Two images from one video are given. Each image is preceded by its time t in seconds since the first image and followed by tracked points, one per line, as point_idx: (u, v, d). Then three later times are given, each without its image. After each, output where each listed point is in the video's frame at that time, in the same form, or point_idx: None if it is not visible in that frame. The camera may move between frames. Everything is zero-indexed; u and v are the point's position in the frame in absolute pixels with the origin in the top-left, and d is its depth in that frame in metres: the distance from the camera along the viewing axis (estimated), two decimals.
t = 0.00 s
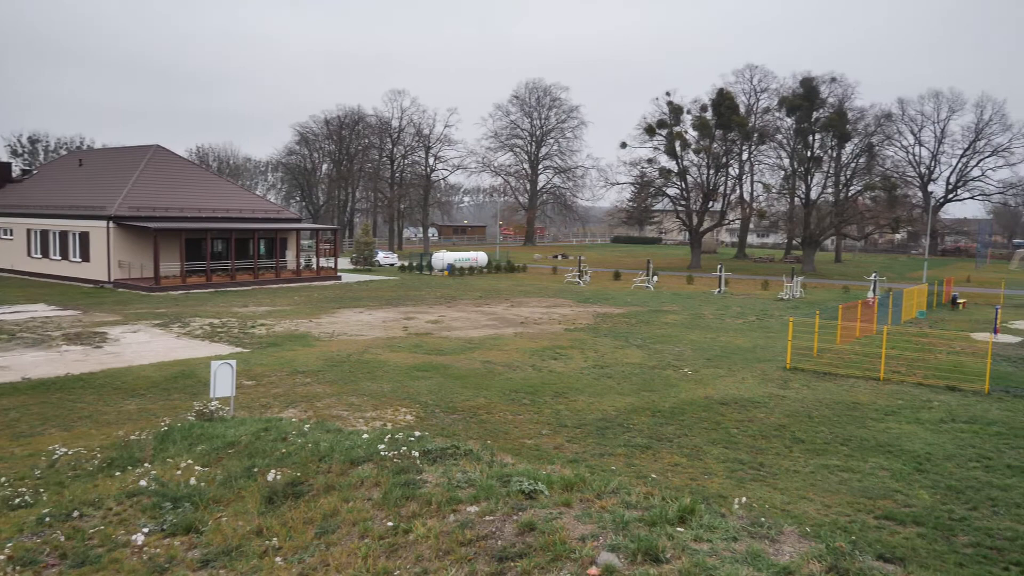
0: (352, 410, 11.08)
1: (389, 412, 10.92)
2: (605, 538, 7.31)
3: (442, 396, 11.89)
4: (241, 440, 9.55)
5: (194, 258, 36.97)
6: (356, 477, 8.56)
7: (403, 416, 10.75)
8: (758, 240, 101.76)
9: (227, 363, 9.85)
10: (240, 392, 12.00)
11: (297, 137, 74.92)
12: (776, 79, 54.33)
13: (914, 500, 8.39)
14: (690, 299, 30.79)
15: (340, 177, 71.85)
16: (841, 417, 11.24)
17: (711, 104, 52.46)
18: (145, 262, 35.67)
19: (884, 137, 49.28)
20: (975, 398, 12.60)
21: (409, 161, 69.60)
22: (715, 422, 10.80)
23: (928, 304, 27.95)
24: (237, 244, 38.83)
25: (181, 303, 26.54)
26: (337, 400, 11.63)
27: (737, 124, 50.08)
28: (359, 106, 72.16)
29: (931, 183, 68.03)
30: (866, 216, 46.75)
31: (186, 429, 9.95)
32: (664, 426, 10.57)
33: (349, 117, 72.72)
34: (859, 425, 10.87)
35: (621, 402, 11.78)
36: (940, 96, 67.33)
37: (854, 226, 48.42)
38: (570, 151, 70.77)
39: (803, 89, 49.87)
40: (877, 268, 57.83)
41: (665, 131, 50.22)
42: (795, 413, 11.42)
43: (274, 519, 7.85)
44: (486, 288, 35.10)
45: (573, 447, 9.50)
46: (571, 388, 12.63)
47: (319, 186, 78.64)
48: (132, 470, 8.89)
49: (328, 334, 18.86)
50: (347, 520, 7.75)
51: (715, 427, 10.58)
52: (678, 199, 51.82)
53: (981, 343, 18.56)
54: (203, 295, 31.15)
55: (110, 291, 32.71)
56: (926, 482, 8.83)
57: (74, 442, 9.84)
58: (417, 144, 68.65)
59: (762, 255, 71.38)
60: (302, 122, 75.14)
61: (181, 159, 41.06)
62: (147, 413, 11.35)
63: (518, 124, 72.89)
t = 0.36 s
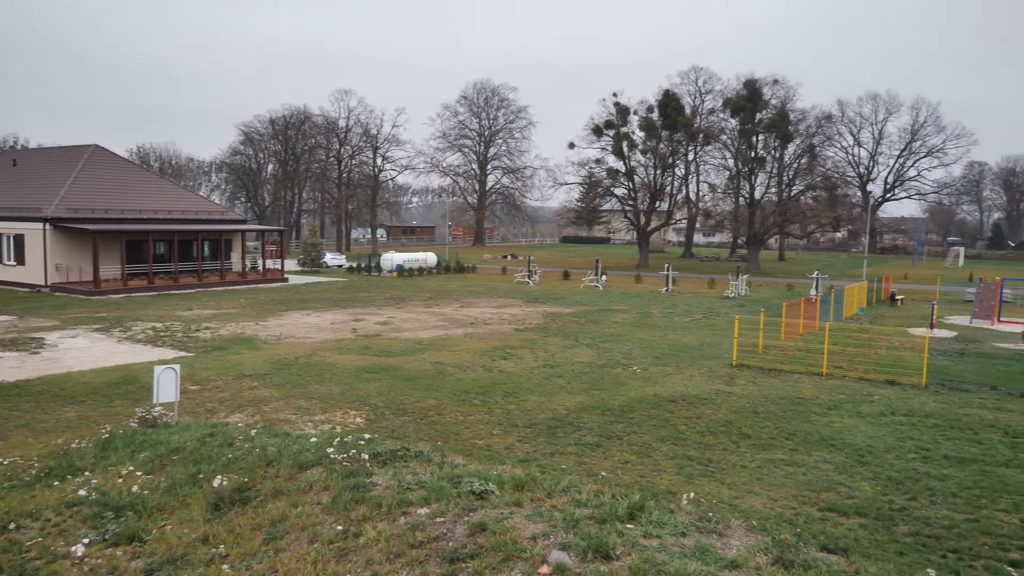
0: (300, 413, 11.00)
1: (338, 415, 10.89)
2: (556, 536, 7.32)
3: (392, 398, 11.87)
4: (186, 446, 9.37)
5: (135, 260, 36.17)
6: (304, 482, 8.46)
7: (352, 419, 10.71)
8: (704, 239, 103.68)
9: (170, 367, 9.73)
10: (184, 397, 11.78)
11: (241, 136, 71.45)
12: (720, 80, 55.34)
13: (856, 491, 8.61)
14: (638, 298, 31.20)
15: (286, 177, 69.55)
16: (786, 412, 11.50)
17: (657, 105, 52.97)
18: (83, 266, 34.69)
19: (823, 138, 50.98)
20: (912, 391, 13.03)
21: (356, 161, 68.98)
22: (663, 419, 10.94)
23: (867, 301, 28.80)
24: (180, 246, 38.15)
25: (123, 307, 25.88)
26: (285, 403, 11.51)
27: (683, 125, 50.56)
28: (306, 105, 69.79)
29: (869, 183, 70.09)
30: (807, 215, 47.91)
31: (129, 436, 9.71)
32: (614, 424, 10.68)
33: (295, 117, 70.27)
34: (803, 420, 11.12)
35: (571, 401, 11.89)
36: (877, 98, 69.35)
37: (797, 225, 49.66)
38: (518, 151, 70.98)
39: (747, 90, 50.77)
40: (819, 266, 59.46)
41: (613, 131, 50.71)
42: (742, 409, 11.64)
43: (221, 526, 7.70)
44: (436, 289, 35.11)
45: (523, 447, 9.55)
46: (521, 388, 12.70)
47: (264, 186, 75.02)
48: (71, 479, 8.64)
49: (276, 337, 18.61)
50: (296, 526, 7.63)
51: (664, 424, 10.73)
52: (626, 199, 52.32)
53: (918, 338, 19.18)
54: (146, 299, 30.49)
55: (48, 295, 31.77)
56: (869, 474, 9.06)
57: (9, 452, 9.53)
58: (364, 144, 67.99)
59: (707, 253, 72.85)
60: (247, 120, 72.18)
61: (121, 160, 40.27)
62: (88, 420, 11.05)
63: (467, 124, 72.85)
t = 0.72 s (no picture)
0: (253, 417, 10.88)
1: (291, 418, 10.83)
2: (512, 536, 7.32)
3: (346, 401, 11.82)
4: (134, 453, 9.18)
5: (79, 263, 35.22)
6: (257, 487, 8.36)
7: (306, 422, 10.65)
8: (658, 238, 104.89)
9: (116, 373, 9.55)
10: (132, 403, 11.54)
11: (189, 136, 70.30)
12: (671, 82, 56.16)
13: (806, 485, 8.77)
14: (591, 298, 31.45)
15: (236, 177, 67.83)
16: (738, 408, 11.70)
17: (609, 106, 53.24)
18: (25, 270, 33.53)
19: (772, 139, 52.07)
20: (859, 386, 13.37)
21: (308, 161, 67.52)
22: (617, 418, 11.05)
23: (815, 299, 29.47)
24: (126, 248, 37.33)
25: (66, 312, 25.17)
26: (237, 408, 11.37)
27: (635, 126, 50.62)
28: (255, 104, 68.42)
29: (816, 183, 71.50)
30: (757, 215, 48.42)
31: (73, 444, 9.47)
32: (570, 422, 10.77)
33: (244, 116, 68.95)
34: (754, 416, 11.33)
35: (526, 401, 11.96)
36: (823, 100, 70.78)
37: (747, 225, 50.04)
38: (472, 152, 70.66)
39: (697, 92, 51.40)
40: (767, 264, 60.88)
41: (565, 132, 51.03)
42: (695, 406, 11.82)
43: (171, 534, 7.54)
44: (390, 290, 34.97)
45: (479, 448, 9.58)
46: (477, 389, 12.74)
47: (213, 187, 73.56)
48: (13, 489, 8.38)
49: (226, 340, 18.32)
50: (248, 532, 7.52)
51: (618, 423, 10.84)
52: (579, 199, 52.41)
53: (864, 333, 19.67)
54: (92, 303, 29.79)
55: None
56: (818, 467, 9.26)
57: None
58: (316, 145, 66.80)
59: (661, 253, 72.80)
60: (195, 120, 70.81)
61: (64, 162, 39.32)
62: (30, 428, 10.75)
63: (419, 124, 72.49)
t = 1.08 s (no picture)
0: (212, 422, 10.77)
1: (251, 422, 10.74)
2: (475, 537, 7.29)
3: (307, 404, 11.75)
4: (88, 460, 9.00)
5: (30, 266, 34.32)
6: (216, 492, 8.25)
7: (266, 426, 10.58)
8: (618, 238, 105.75)
9: (71, 378, 9.39)
10: (86, 409, 11.32)
11: (144, 136, 69.14)
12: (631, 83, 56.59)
13: (766, 481, 8.90)
14: (552, 298, 31.59)
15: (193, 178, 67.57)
16: (699, 406, 11.85)
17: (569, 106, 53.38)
18: None
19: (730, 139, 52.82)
20: (816, 382, 13.63)
21: (266, 161, 65.64)
22: (580, 417, 11.12)
23: (773, 297, 29.95)
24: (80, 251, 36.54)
25: (15, 316, 24.49)
26: (196, 412, 11.24)
27: (596, 126, 50.62)
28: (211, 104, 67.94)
29: (773, 183, 72.70)
30: (716, 215, 49.28)
31: (25, 451, 9.25)
32: (532, 422, 10.83)
33: (201, 116, 68.33)
34: (715, 413, 11.47)
35: (489, 401, 12.00)
36: (780, 101, 71.77)
37: (706, 224, 50.77)
38: (432, 152, 70.37)
39: (657, 92, 51.75)
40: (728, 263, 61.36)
41: (526, 133, 51.15)
42: (656, 404, 11.94)
43: (127, 541, 7.40)
44: (351, 291, 34.76)
45: (442, 449, 9.60)
46: (439, 390, 12.75)
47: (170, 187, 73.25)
48: None
49: (184, 343, 18.04)
50: (208, 537, 7.40)
51: (580, 422, 10.91)
52: (540, 199, 52.44)
53: (821, 331, 20.05)
54: (44, 307, 29.12)
55: None
56: (778, 463, 9.40)
57: None
58: (275, 145, 64.69)
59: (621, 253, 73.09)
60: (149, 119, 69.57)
61: (16, 162, 38.34)
62: None
63: (379, 124, 72.04)
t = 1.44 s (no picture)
0: (172, 426, 10.63)
1: (212, 426, 10.62)
2: (440, 538, 7.27)
3: (271, 406, 11.65)
4: (43, 466, 8.81)
5: None
6: (177, 497, 8.14)
7: (227, 429, 10.48)
8: (582, 238, 106.46)
9: (25, 384, 9.16)
10: (41, 414, 11.07)
11: (101, 136, 67.58)
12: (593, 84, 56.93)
13: (729, 478, 9.02)
14: (515, 298, 31.65)
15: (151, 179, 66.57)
16: (662, 404, 11.96)
17: (532, 106, 53.32)
18: None
19: (691, 140, 53.65)
20: (778, 379, 13.83)
21: (226, 162, 65.00)
22: (544, 416, 11.17)
23: (736, 295, 30.34)
24: (33, 253, 35.68)
25: None
26: (156, 416, 11.08)
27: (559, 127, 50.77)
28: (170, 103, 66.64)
29: (734, 183, 73.83)
30: (678, 215, 50.58)
31: None
32: (497, 422, 10.86)
33: (159, 116, 67.00)
34: (678, 411, 11.58)
35: (454, 402, 12.01)
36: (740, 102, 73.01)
37: (669, 224, 51.85)
38: (396, 152, 70.12)
39: (619, 93, 51.99)
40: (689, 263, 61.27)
41: (489, 133, 51.16)
42: (620, 403, 12.04)
43: (85, 549, 7.24)
44: (314, 292, 34.52)
45: (407, 451, 9.60)
46: (404, 391, 12.73)
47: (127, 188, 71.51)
48: None
49: (142, 347, 17.74)
50: (168, 543, 7.28)
51: (545, 421, 10.94)
52: (503, 199, 52.29)
53: (781, 329, 20.35)
54: None
55: None
56: (740, 460, 9.51)
57: None
58: (235, 145, 63.98)
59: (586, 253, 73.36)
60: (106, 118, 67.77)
61: None
62: None
63: (341, 124, 71.62)
